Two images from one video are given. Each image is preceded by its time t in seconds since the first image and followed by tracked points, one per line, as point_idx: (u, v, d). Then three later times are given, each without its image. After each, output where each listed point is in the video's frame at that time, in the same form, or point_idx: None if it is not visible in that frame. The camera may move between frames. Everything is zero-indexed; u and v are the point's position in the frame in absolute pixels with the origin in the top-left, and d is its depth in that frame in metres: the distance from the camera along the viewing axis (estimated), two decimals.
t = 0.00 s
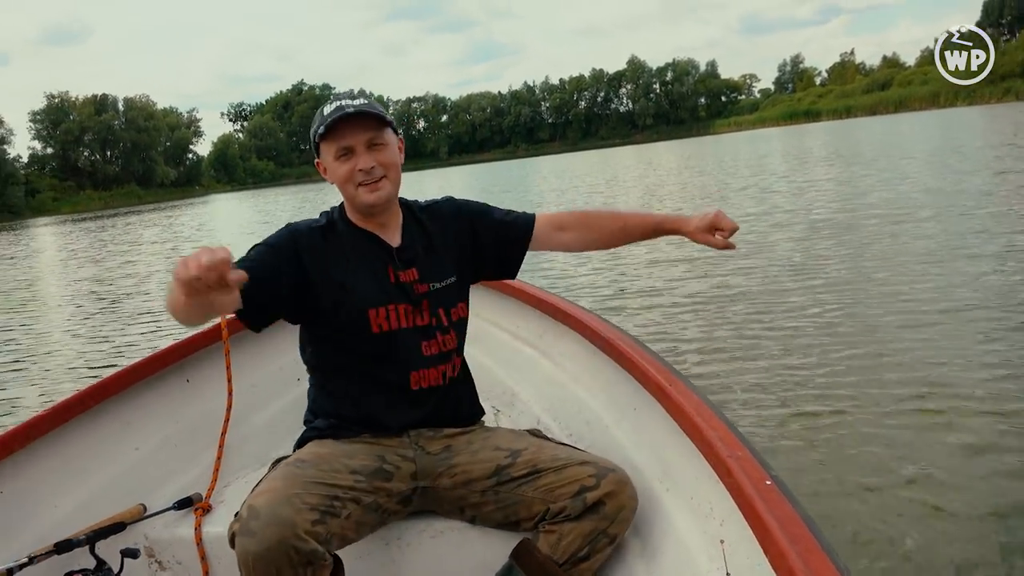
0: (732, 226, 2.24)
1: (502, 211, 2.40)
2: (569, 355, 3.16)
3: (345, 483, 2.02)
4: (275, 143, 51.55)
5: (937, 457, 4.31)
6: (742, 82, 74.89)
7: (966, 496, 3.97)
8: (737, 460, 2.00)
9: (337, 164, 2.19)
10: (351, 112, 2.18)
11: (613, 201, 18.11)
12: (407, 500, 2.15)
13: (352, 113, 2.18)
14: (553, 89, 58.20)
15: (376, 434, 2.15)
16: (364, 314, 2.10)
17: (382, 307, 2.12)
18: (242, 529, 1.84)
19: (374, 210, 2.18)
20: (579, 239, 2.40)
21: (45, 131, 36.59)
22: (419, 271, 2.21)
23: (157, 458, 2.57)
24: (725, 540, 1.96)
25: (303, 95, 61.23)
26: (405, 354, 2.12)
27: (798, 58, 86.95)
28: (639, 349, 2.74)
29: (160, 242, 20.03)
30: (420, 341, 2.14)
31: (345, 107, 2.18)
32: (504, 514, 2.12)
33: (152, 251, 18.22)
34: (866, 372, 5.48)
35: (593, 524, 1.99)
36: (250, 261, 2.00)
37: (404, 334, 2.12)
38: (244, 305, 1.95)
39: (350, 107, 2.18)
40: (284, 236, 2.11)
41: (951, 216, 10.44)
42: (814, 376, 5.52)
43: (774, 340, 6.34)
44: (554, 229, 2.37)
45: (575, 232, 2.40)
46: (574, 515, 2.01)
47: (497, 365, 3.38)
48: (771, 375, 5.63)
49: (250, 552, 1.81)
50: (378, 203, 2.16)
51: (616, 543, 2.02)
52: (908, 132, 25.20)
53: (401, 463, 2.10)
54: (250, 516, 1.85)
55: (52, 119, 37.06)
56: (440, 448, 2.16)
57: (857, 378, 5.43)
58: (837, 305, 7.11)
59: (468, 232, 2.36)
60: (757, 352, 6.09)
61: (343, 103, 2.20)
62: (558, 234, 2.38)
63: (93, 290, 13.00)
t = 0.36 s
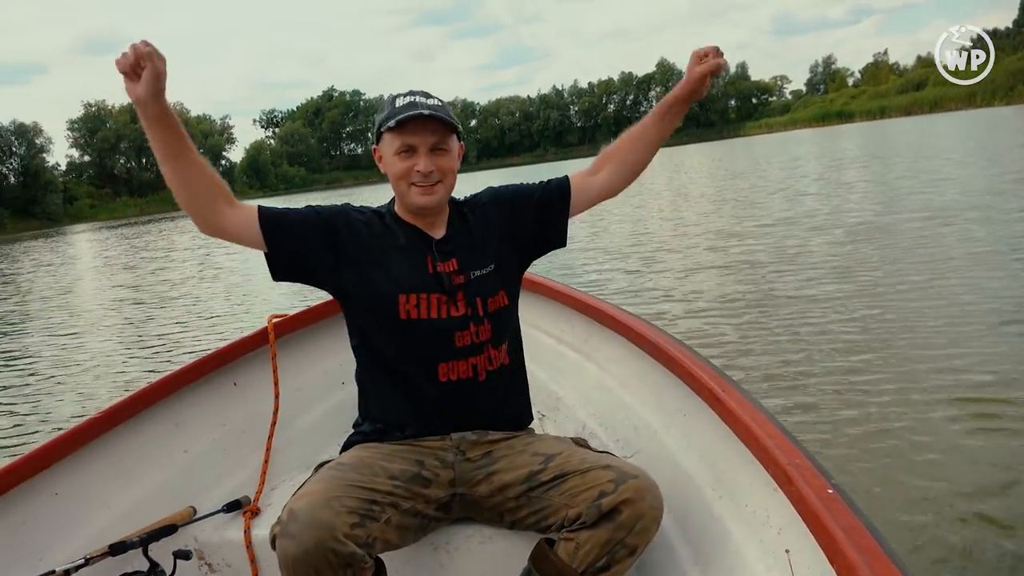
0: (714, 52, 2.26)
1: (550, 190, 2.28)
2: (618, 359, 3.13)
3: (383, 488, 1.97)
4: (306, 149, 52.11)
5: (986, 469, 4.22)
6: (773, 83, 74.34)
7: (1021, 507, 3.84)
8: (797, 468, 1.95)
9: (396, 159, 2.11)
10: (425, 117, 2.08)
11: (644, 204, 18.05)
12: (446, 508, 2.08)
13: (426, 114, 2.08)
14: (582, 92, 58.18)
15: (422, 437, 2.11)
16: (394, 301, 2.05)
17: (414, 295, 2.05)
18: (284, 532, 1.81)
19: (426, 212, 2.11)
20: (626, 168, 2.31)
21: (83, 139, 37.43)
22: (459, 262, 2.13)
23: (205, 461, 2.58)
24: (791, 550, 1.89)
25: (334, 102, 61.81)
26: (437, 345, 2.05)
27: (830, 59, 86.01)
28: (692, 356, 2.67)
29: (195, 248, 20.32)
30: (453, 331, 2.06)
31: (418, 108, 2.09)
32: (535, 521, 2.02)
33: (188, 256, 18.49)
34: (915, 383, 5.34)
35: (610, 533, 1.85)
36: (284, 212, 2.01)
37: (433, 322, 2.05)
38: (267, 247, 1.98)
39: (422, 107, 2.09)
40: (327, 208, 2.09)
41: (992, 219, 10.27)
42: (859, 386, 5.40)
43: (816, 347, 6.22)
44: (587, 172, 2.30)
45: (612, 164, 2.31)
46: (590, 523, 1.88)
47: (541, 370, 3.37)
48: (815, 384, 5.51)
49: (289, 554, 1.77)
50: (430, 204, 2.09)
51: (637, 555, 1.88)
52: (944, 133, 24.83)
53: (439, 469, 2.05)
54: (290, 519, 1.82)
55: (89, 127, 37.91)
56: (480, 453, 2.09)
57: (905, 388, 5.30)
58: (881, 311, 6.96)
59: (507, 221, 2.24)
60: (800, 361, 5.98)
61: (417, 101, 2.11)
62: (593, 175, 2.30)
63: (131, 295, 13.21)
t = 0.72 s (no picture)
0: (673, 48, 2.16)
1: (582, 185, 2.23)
2: (644, 361, 3.09)
3: (408, 486, 1.95)
4: (329, 152, 52.53)
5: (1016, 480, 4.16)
6: (797, 86, 73.86)
7: None
8: (829, 478, 1.90)
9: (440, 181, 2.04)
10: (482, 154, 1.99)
11: (666, 208, 17.98)
12: (469, 508, 2.06)
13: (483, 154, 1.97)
14: (604, 95, 58.07)
15: (446, 435, 2.10)
16: (421, 294, 2.03)
17: (442, 287, 2.04)
18: (307, 528, 1.79)
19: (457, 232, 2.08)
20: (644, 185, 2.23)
21: (110, 142, 37.99)
22: (489, 256, 2.10)
23: (228, 457, 2.58)
24: (824, 561, 1.84)
25: (357, 105, 62.26)
26: (464, 338, 2.03)
27: (856, 63, 85.20)
28: (721, 361, 2.63)
29: (219, 250, 20.49)
30: (479, 326, 2.04)
31: (475, 143, 1.99)
32: (558, 525, 1.99)
33: (212, 257, 18.65)
34: (945, 395, 5.23)
35: (634, 542, 1.81)
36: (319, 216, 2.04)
37: (459, 317, 2.03)
38: (301, 251, 1.99)
39: (479, 140, 2.00)
40: (358, 208, 2.09)
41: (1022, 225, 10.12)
42: (888, 396, 5.30)
43: (843, 355, 6.13)
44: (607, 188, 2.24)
45: (628, 181, 2.23)
46: (614, 531, 1.84)
47: (565, 371, 3.36)
48: (841, 393, 5.43)
49: (310, 550, 1.76)
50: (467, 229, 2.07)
51: (660, 565, 1.83)
52: (973, 137, 24.53)
53: (463, 468, 2.03)
54: (314, 514, 1.81)
55: (116, 130, 38.49)
56: (505, 454, 2.07)
57: (935, 400, 5.19)
58: (910, 319, 6.84)
59: (537, 216, 2.21)
60: (826, 368, 5.89)
61: (473, 128, 2.01)
62: (615, 196, 2.23)
63: (156, 296, 13.36)
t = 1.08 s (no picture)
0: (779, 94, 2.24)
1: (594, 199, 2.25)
2: (649, 375, 3.08)
3: (418, 500, 1.94)
4: (338, 159, 52.78)
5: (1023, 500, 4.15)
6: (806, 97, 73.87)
7: None
8: (835, 497, 1.88)
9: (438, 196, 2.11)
10: (454, 161, 2.04)
11: (674, 218, 18.01)
12: (477, 522, 2.06)
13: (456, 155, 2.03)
14: (613, 105, 58.16)
15: (454, 448, 2.08)
16: (434, 302, 2.03)
17: (455, 296, 2.04)
18: (319, 543, 1.79)
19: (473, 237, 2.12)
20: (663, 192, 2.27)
21: (120, 146, 38.19)
22: (500, 266, 2.11)
23: (232, 468, 2.58)
24: None
25: (367, 112, 62.53)
26: (477, 348, 2.03)
27: (866, 75, 85.11)
28: (727, 376, 2.62)
29: (228, 255, 20.55)
30: (491, 336, 2.04)
31: (449, 148, 2.05)
32: (569, 542, 1.98)
33: (220, 263, 18.72)
34: (954, 413, 5.18)
35: (652, 564, 1.80)
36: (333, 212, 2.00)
37: (469, 326, 2.03)
38: (315, 247, 1.95)
39: (452, 148, 2.05)
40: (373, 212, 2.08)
41: None
42: (896, 415, 5.25)
43: (850, 372, 6.08)
44: (630, 187, 2.27)
45: (657, 181, 2.28)
46: (632, 552, 1.83)
47: (571, 385, 3.34)
48: (848, 410, 5.38)
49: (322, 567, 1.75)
50: (475, 230, 2.11)
51: None
52: (982, 150, 24.51)
53: (473, 480, 2.02)
54: (326, 530, 1.80)
55: (127, 134, 38.74)
56: (515, 469, 2.06)
57: (943, 419, 5.13)
58: (918, 336, 6.78)
59: (548, 230, 2.22)
60: (834, 385, 5.84)
61: (445, 135, 2.07)
62: (632, 193, 2.26)
63: (163, 301, 13.42)
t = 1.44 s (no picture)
0: (822, 157, 2.28)
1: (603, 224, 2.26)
2: (658, 404, 3.05)
3: (429, 531, 1.92)
4: (347, 178, 52.98)
5: None
6: (815, 122, 74.01)
7: None
8: (849, 532, 1.85)
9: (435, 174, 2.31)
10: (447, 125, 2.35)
11: (682, 242, 17.98)
12: (487, 552, 2.04)
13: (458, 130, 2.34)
14: (621, 127, 58.30)
15: (462, 477, 2.05)
16: (439, 325, 2.01)
17: (460, 319, 2.02)
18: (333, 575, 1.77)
19: (467, 210, 2.19)
20: (682, 219, 2.29)
21: (131, 163, 38.38)
22: (505, 288, 2.10)
23: (238, 493, 2.56)
24: None
25: (376, 132, 62.84)
26: (482, 372, 2.00)
27: (874, 99, 85.21)
28: (737, 406, 2.59)
29: (235, 273, 20.55)
30: (497, 360, 2.01)
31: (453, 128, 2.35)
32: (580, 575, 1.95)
33: (228, 281, 18.71)
34: (968, 447, 5.10)
35: None
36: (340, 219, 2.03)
37: (476, 350, 2.01)
38: (325, 251, 1.98)
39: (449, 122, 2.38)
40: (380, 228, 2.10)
41: None
42: (909, 448, 5.18)
43: (861, 403, 6.00)
44: (647, 211, 2.30)
45: (676, 207, 2.31)
46: None
47: (581, 413, 3.33)
48: (859, 443, 5.31)
49: None
50: (463, 197, 2.18)
51: None
52: (993, 177, 24.47)
53: (483, 511, 1.99)
54: (339, 563, 1.78)
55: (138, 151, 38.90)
56: (525, 497, 2.04)
57: (957, 452, 5.05)
58: (930, 367, 6.70)
59: (555, 253, 2.22)
60: (844, 416, 5.77)
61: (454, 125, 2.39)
62: (653, 216, 2.29)
63: (170, 318, 13.44)
